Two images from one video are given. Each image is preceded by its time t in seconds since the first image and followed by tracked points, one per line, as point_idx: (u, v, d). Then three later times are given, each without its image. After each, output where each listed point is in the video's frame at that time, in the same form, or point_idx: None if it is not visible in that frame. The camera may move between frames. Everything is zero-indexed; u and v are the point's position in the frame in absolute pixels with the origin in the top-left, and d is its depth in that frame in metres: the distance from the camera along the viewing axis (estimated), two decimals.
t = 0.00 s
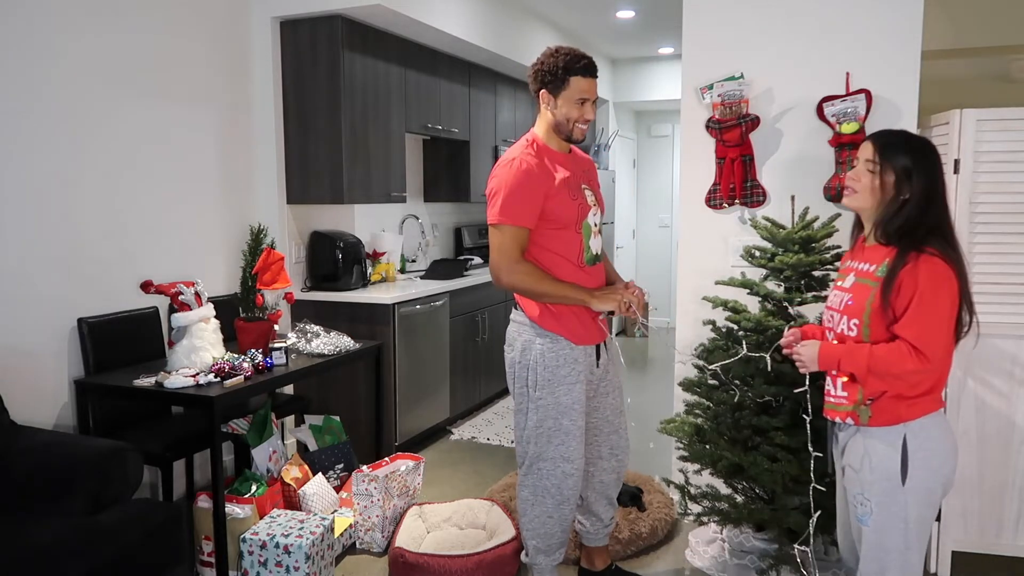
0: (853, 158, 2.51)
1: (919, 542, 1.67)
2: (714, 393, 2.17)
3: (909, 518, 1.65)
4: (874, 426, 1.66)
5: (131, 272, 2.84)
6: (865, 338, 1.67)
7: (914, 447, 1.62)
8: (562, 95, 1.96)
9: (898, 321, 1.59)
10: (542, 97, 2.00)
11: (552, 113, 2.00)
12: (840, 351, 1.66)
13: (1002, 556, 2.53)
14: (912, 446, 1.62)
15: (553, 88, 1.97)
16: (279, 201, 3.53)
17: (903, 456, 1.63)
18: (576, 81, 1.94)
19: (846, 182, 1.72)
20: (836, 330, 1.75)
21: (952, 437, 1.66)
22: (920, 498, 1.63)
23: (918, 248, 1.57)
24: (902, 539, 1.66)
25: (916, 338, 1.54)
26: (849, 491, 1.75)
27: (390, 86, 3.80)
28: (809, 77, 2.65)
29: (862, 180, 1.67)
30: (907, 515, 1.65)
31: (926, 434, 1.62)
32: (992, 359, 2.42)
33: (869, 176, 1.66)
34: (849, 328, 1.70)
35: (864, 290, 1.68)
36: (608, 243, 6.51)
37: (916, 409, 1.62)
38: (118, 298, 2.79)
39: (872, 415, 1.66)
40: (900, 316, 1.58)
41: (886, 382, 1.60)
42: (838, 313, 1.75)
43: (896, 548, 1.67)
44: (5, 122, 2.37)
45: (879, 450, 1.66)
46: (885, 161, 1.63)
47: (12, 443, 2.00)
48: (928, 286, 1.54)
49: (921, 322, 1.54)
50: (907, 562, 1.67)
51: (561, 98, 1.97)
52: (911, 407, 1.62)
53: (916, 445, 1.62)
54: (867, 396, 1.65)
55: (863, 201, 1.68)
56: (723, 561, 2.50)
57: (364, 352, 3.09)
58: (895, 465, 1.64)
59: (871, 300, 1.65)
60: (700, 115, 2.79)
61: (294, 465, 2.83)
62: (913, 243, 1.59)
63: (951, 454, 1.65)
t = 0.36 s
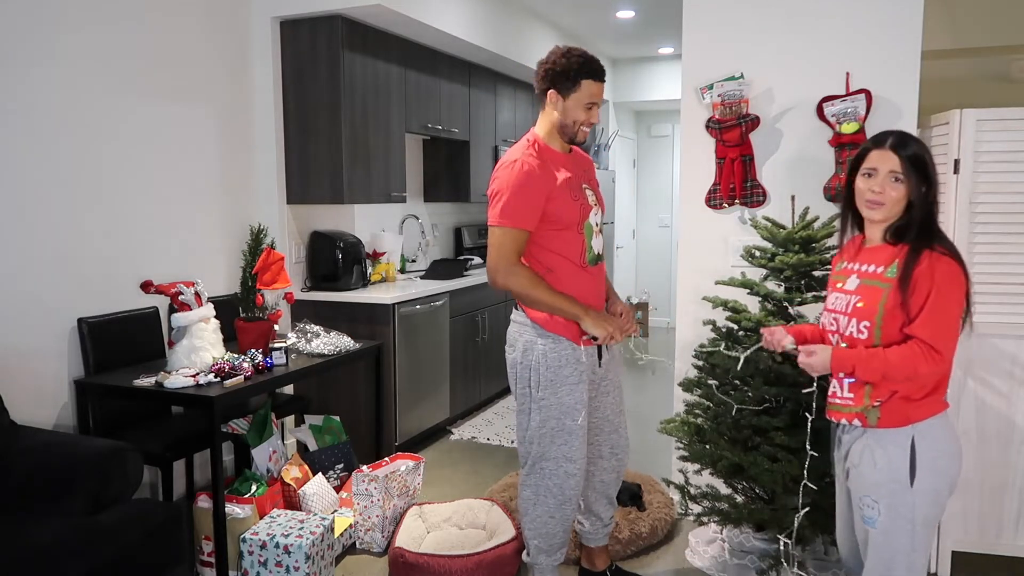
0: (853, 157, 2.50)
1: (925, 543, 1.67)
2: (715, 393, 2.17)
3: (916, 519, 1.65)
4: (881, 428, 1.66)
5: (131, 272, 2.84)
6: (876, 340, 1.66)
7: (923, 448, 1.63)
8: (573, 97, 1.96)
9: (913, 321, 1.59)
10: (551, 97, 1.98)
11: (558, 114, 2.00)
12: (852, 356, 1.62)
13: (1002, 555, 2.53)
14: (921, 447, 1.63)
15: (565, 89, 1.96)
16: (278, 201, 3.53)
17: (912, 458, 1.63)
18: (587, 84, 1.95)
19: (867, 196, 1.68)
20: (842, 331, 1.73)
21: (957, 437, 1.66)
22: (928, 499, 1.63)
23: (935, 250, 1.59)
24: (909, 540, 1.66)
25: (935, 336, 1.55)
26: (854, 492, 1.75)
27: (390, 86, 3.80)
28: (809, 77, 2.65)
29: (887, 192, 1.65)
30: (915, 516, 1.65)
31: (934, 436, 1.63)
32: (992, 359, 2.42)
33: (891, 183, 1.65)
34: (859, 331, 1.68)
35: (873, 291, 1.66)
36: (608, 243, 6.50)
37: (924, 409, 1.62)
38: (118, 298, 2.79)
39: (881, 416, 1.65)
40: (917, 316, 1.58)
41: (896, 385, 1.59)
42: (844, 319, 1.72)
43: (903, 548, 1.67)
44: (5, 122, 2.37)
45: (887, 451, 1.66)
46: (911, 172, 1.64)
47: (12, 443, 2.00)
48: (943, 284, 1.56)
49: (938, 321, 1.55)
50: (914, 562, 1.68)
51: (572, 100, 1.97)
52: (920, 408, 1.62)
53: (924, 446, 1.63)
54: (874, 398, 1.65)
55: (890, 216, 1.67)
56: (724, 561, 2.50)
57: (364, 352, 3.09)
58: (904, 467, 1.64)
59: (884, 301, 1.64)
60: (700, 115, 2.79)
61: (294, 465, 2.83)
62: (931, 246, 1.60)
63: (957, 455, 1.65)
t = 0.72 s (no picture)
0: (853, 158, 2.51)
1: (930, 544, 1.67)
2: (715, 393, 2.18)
3: (922, 520, 1.65)
4: (888, 429, 1.65)
5: (131, 272, 2.84)
6: (879, 344, 1.65)
7: (929, 449, 1.62)
8: (597, 107, 2.00)
9: (919, 324, 1.59)
10: (574, 99, 1.98)
11: (575, 121, 2.01)
12: (865, 365, 1.60)
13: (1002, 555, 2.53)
14: (928, 448, 1.62)
15: (593, 97, 1.99)
16: (278, 201, 3.52)
17: (919, 459, 1.63)
18: (611, 101, 2.02)
19: (862, 196, 1.68)
20: (844, 334, 1.73)
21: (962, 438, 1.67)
22: (935, 500, 1.63)
23: (936, 252, 1.59)
24: (914, 541, 1.66)
25: (942, 339, 1.56)
26: (859, 492, 1.74)
27: (390, 86, 3.80)
28: (809, 76, 2.65)
29: (883, 194, 1.66)
30: (920, 517, 1.65)
31: (940, 437, 1.63)
32: (992, 359, 2.42)
33: (887, 184, 1.66)
34: (863, 334, 1.67)
35: (876, 294, 1.65)
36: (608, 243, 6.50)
37: (930, 410, 1.62)
38: (118, 298, 2.79)
39: (887, 418, 1.65)
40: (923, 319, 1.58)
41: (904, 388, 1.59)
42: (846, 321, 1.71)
43: (908, 549, 1.67)
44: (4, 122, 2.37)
45: (894, 452, 1.65)
46: (907, 172, 1.64)
47: (12, 443, 2.00)
48: (946, 285, 1.56)
49: (945, 323, 1.56)
50: (919, 563, 1.67)
51: (596, 110, 2.01)
52: (927, 409, 1.62)
53: (931, 447, 1.63)
54: (881, 400, 1.64)
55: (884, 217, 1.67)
56: (724, 561, 2.50)
57: (364, 352, 3.09)
58: (910, 468, 1.64)
59: (887, 303, 1.63)
60: (700, 115, 2.79)
61: (294, 465, 2.83)
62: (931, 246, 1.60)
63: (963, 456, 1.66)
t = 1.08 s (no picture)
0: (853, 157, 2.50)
1: (908, 546, 1.66)
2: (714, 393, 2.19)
3: (898, 521, 1.65)
4: (865, 429, 1.66)
5: (131, 272, 2.84)
6: (863, 346, 1.68)
7: (906, 451, 1.62)
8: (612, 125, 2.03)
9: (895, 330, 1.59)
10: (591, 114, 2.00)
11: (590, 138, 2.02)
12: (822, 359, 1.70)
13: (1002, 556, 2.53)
14: (904, 449, 1.62)
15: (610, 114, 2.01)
16: (279, 201, 3.52)
17: (894, 460, 1.63)
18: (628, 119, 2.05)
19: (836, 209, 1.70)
20: (839, 331, 1.76)
21: (951, 444, 1.63)
22: (910, 501, 1.63)
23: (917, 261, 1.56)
24: (889, 540, 1.67)
25: (908, 347, 1.54)
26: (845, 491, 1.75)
27: (390, 86, 3.80)
28: (809, 77, 2.65)
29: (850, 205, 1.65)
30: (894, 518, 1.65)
31: (920, 440, 1.61)
32: (992, 359, 2.42)
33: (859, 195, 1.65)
34: (851, 333, 1.70)
35: (866, 296, 1.67)
36: (608, 243, 6.50)
37: (910, 412, 1.61)
38: (119, 299, 2.79)
39: (864, 417, 1.66)
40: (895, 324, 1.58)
41: (871, 388, 1.61)
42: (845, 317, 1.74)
43: (884, 549, 1.68)
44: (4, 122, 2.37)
45: (870, 452, 1.66)
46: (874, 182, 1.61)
47: (13, 443, 2.01)
48: (923, 293, 1.54)
49: (920, 331, 1.54)
50: (896, 563, 1.68)
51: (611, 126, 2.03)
52: (905, 411, 1.61)
53: (907, 449, 1.62)
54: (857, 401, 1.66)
55: (873, 224, 1.63)
56: (723, 561, 2.50)
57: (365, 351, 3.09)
58: (885, 468, 1.64)
59: (871, 306, 1.66)
60: (700, 114, 2.79)
61: (294, 465, 2.83)
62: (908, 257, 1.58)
63: (949, 459, 1.63)
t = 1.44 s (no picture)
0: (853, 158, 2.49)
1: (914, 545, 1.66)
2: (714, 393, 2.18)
3: (905, 521, 1.65)
4: (869, 429, 1.66)
5: (131, 272, 2.84)
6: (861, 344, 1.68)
7: (911, 451, 1.62)
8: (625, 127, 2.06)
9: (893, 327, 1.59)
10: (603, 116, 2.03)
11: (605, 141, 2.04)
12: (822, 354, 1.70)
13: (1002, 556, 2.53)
14: (910, 449, 1.62)
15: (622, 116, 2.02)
16: (279, 201, 3.52)
17: (900, 461, 1.63)
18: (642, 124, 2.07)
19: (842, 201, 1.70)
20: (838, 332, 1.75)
21: (953, 442, 1.64)
22: (917, 501, 1.63)
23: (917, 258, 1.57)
24: (896, 540, 1.67)
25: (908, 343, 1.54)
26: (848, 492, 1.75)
27: (390, 86, 3.80)
28: (809, 77, 2.65)
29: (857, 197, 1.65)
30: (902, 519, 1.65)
31: (925, 439, 1.61)
32: (992, 359, 2.42)
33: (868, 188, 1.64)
34: (849, 332, 1.70)
35: (864, 294, 1.68)
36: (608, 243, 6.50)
37: (913, 412, 1.61)
38: (119, 299, 2.79)
39: (869, 418, 1.66)
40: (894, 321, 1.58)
41: (874, 387, 1.61)
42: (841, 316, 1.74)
43: (891, 549, 1.67)
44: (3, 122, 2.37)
45: (875, 453, 1.66)
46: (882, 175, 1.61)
47: (12, 443, 2.01)
48: (922, 290, 1.54)
49: (917, 327, 1.54)
50: (903, 563, 1.68)
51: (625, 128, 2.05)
52: (909, 410, 1.61)
53: (913, 449, 1.62)
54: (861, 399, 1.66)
55: (875, 220, 1.64)
56: (723, 561, 2.50)
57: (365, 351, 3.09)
58: (892, 469, 1.64)
59: (870, 304, 1.66)
60: (700, 114, 2.79)
61: (294, 465, 2.83)
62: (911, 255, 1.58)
63: (952, 458, 1.63)
